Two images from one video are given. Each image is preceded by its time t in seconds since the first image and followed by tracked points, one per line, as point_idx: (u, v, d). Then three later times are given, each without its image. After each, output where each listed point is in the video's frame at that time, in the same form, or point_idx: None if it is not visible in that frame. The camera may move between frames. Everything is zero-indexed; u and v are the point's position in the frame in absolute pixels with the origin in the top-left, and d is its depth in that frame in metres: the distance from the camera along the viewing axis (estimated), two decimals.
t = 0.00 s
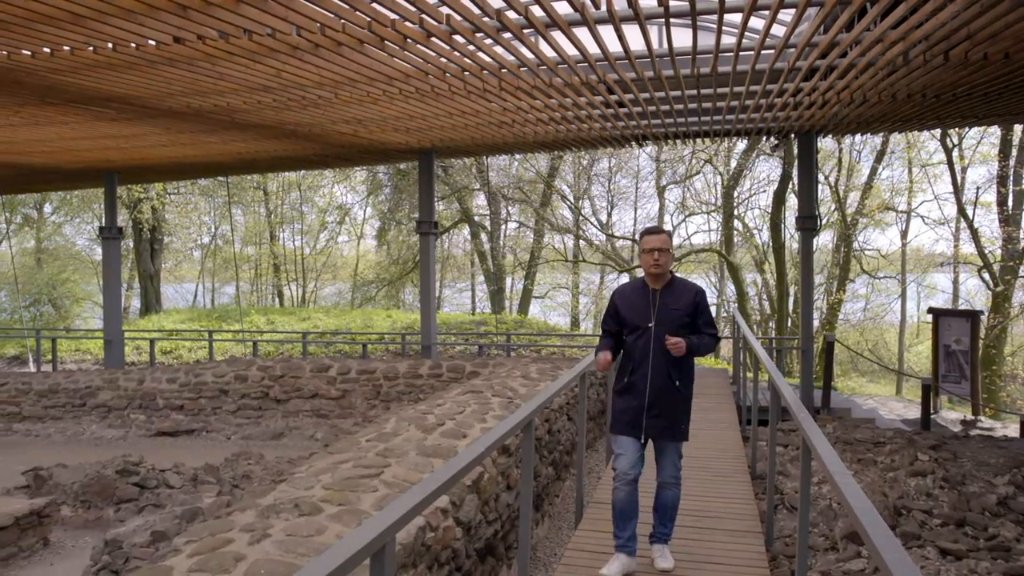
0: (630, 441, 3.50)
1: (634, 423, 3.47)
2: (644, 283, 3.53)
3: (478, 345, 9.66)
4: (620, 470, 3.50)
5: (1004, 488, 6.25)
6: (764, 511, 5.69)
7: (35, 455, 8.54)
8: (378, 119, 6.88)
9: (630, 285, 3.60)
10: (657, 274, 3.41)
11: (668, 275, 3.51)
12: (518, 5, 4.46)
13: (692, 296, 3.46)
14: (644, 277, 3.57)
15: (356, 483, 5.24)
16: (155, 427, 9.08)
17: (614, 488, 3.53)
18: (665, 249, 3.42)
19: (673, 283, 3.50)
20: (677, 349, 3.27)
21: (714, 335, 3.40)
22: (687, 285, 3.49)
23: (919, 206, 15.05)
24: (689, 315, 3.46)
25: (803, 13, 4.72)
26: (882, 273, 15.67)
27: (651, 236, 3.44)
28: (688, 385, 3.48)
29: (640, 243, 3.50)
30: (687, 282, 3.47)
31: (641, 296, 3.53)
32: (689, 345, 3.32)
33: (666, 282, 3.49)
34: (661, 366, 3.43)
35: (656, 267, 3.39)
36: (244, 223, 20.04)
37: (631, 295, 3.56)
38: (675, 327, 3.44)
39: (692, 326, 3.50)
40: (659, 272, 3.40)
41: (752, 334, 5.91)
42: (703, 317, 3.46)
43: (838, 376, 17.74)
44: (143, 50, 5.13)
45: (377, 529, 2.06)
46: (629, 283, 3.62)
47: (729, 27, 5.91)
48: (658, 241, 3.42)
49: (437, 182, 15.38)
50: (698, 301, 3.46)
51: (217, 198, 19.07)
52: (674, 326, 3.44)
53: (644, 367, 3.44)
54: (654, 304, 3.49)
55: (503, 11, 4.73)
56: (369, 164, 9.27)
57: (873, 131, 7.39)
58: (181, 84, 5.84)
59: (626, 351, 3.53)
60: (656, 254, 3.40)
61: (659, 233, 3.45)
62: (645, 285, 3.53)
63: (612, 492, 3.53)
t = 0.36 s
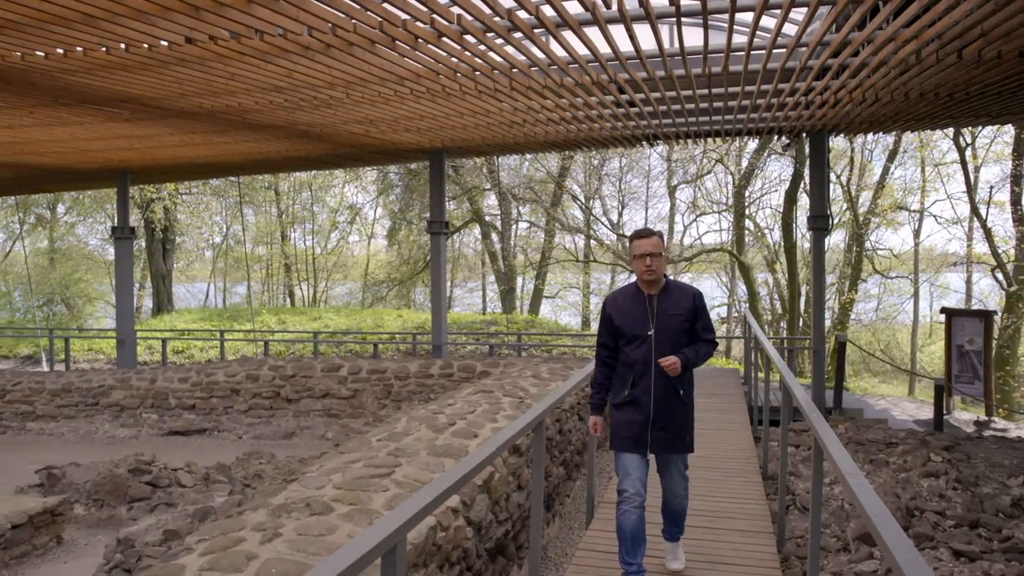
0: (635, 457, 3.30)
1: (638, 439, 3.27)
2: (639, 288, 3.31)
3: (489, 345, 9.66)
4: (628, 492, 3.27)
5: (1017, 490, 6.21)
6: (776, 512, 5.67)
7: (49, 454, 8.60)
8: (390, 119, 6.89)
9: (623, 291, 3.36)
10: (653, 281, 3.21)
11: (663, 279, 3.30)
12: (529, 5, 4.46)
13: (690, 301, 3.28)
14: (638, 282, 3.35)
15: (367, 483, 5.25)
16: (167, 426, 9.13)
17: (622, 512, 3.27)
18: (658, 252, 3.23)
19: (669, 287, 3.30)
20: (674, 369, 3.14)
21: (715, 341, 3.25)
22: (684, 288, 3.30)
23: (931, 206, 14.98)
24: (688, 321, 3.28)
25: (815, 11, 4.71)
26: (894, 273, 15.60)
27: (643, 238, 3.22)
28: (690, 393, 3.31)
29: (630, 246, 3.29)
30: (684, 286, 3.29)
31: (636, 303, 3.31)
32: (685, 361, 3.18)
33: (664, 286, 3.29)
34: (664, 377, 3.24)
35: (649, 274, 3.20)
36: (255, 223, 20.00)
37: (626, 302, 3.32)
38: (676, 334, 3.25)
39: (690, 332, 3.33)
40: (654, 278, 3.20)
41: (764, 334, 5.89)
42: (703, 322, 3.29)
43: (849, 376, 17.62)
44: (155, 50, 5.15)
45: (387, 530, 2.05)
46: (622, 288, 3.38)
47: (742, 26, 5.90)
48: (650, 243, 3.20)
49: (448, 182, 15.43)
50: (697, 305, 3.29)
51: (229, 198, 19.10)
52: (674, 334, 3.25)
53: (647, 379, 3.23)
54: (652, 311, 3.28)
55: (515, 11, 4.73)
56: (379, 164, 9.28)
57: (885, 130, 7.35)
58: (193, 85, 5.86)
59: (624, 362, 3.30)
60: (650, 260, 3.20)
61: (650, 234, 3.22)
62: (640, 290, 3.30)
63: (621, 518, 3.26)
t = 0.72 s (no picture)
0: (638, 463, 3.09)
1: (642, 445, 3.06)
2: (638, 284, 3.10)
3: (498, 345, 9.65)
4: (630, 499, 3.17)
5: None
6: (786, 513, 5.65)
7: (60, 453, 8.66)
8: (399, 119, 6.89)
9: (619, 285, 3.14)
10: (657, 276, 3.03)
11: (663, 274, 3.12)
12: (539, 5, 4.46)
13: (691, 299, 3.10)
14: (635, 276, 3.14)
15: (377, 483, 5.25)
16: (177, 425, 9.16)
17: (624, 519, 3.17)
18: (661, 245, 3.05)
19: (668, 283, 3.11)
20: (681, 368, 2.93)
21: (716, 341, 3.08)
22: (684, 284, 3.12)
23: (942, 206, 14.93)
24: (689, 319, 3.10)
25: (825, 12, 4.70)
26: (904, 274, 15.53)
27: (646, 230, 3.05)
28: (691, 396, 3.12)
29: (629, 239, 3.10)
30: (683, 282, 3.11)
31: (633, 299, 3.09)
32: (690, 360, 2.98)
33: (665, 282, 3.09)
34: (667, 379, 3.02)
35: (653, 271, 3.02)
36: (264, 224, 20.05)
37: (623, 298, 3.10)
38: (677, 334, 3.06)
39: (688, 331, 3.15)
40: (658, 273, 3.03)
41: (774, 335, 5.88)
42: (704, 321, 3.12)
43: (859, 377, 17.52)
44: (165, 51, 5.17)
45: (395, 530, 2.05)
46: (617, 282, 3.16)
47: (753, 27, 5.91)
48: (655, 237, 3.03)
49: (457, 182, 15.50)
50: (698, 303, 3.11)
51: (238, 198, 19.17)
52: (676, 332, 3.06)
53: (649, 381, 3.03)
54: (652, 308, 3.07)
55: (524, 11, 4.72)
56: (389, 164, 9.29)
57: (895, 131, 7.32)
58: (204, 85, 5.88)
59: (622, 363, 3.08)
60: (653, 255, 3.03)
61: (654, 227, 3.06)
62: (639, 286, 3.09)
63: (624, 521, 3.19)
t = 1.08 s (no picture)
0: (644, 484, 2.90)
1: (646, 466, 2.87)
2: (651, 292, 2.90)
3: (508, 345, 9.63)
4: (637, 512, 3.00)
5: None
6: (797, 514, 5.63)
7: (73, 452, 8.71)
8: (409, 119, 6.90)
9: (632, 293, 2.95)
10: (670, 285, 2.82)
11: (679, 283, 2.90)
12: (549, 4, 4.45)
13: (709, 311, 2.87)
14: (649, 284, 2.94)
15: (388, 483, 5.25)
16: (188, 424, 9.20)
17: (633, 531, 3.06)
18: (676, 251, 2.84)
19: (685, 292, 2.88)
20: (683, 389, 2.72)
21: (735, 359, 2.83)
22: (702, 295, 2.88)
23: (955, 205, 14.90)
24: (705, 333, 2.87)
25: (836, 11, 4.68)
26: (916, 273, 15.45)
27: (660, 235, 2.85)
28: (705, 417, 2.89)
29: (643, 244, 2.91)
30: (702, 292, 2.87)
31: (646, 308, 2.89)
32: (697, 380, 2.76)
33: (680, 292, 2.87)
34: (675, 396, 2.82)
35: (666, 279, 2.81)
36: (275, 224, 20.10)
37: (634, 306, 2.91)
38: (690, 348, 2.84)
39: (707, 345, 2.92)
40: (671, 282, 2.82)
41: (785, 335, 5.86)
42: (722, 337, 2.87)
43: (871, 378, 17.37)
44: (177, 52, 5.19)
45: (404, 530, 2.04)
46: (630, 289, 2.97)
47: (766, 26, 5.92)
48: (670, 242, 2.83)
49: (468, 182, 15.53)
50: (716, 317, 2.88)
51: (249, 198, 19.23)
52: (688, 347, 2.84)
53: (654, 398, 2.83)
54: (664, 319, 2.86)
55: (534, 11, 4.72)
56: (398, 165, 9.30)
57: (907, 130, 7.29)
58: (214, 86, 5.90)
59: (628, 376, 2.90)
60: (667, 261, 2.82)
61: (670, 231, 2.85)
62: (653, 294, 2.89)
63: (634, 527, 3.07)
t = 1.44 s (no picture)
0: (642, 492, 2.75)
1: (646, 472, 2.73)
2: (666, 287, 2.78)
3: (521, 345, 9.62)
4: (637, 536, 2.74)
5: None
6: (810, 514, 5.61)
7: (87, 451, 8.75)
8: (421, 119, 6.90)
9: (648, 288, 2.84)
10: (685, 278, 2.70)
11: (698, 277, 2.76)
12: (561, 4, 4.45)
13: (729, 307, 2.71)
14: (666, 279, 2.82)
15: (400, 483, 5.26)
16: (201, 424, 9.23)
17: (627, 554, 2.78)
18: (693, 242, 2.72)
19: (704, 287, 2.74)
20: (698, 387, 2.57)
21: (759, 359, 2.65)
22: (722, 291, 2.74)
23: (969, 205, 14.84)
24: (725, 330, 2.72)
25: (849, 11, 4.68)
26: (930, 273, 15.37)
27: (676, 225, 2.73)
28: (723, 424, 2.73)
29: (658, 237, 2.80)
30: (722, 286, 2.72)
31: (660, 304, 2.77)
32: (713, 379, 2.59)
33: (697, 286, 2.74)
34: (688, 395, 2.68)
35: (683, 271, 2.69)
36: (288, 223, 20.17)
37: (648, 302, 2.80)
38: (707, 346, 2.70)
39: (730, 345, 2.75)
40: (688, 275, 2.69)
41: (798, 335, 5.84)
42: (744, 335, 2.71)
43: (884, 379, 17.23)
44: (190, 53, 5.21)
45: (415, 532, 2.03)
46: (647, 285, 2.86)
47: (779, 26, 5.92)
48: (686, 233, 2.72)
49: (480, 182, 15.56)
50: (737, 314, 2.72)
51: (262, 198, 19.30)
52: (704, 345, 2.70)
53: (664, 399, 2.70)
54: (677, 314, 2.74)
55: (546, 10, 4.72)
56: (410, 164, 9.31)
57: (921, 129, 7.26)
58: (227, 86, 5.92)
59: (640, 376, 2.78)
60: (684, 252, 2.70)
61: (687, 222, 2.73)
62: (667, 289, 2.77)
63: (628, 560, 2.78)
